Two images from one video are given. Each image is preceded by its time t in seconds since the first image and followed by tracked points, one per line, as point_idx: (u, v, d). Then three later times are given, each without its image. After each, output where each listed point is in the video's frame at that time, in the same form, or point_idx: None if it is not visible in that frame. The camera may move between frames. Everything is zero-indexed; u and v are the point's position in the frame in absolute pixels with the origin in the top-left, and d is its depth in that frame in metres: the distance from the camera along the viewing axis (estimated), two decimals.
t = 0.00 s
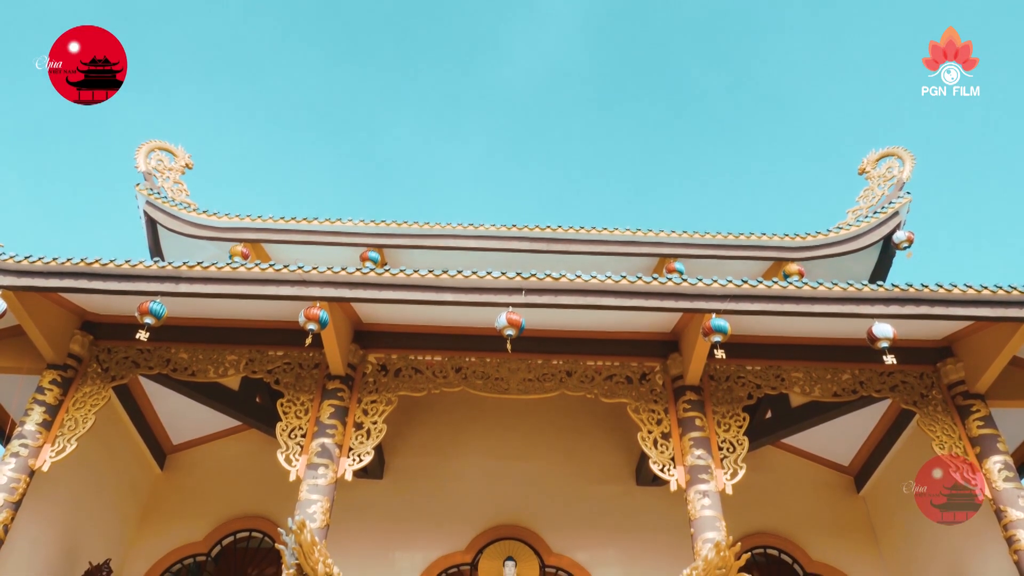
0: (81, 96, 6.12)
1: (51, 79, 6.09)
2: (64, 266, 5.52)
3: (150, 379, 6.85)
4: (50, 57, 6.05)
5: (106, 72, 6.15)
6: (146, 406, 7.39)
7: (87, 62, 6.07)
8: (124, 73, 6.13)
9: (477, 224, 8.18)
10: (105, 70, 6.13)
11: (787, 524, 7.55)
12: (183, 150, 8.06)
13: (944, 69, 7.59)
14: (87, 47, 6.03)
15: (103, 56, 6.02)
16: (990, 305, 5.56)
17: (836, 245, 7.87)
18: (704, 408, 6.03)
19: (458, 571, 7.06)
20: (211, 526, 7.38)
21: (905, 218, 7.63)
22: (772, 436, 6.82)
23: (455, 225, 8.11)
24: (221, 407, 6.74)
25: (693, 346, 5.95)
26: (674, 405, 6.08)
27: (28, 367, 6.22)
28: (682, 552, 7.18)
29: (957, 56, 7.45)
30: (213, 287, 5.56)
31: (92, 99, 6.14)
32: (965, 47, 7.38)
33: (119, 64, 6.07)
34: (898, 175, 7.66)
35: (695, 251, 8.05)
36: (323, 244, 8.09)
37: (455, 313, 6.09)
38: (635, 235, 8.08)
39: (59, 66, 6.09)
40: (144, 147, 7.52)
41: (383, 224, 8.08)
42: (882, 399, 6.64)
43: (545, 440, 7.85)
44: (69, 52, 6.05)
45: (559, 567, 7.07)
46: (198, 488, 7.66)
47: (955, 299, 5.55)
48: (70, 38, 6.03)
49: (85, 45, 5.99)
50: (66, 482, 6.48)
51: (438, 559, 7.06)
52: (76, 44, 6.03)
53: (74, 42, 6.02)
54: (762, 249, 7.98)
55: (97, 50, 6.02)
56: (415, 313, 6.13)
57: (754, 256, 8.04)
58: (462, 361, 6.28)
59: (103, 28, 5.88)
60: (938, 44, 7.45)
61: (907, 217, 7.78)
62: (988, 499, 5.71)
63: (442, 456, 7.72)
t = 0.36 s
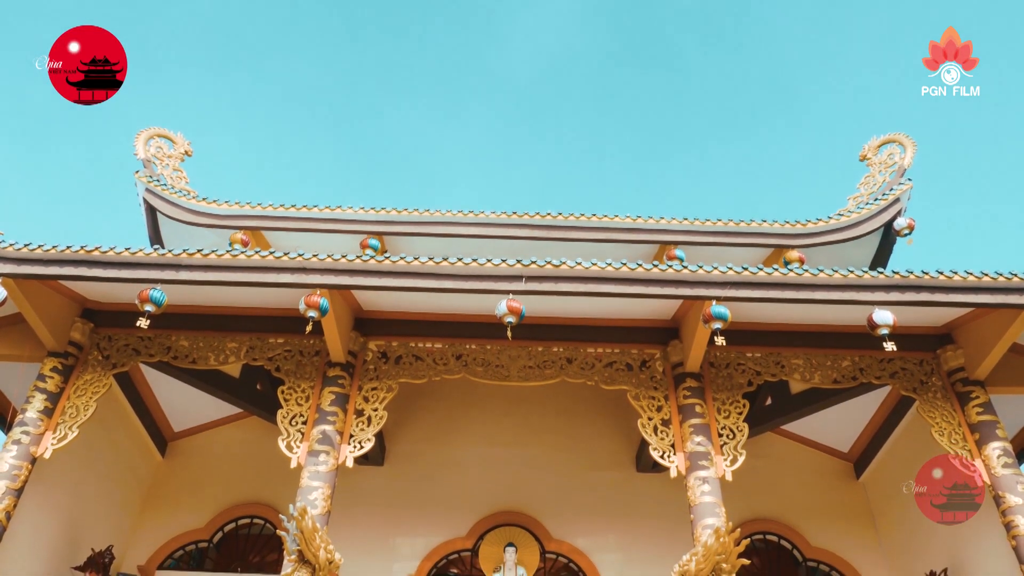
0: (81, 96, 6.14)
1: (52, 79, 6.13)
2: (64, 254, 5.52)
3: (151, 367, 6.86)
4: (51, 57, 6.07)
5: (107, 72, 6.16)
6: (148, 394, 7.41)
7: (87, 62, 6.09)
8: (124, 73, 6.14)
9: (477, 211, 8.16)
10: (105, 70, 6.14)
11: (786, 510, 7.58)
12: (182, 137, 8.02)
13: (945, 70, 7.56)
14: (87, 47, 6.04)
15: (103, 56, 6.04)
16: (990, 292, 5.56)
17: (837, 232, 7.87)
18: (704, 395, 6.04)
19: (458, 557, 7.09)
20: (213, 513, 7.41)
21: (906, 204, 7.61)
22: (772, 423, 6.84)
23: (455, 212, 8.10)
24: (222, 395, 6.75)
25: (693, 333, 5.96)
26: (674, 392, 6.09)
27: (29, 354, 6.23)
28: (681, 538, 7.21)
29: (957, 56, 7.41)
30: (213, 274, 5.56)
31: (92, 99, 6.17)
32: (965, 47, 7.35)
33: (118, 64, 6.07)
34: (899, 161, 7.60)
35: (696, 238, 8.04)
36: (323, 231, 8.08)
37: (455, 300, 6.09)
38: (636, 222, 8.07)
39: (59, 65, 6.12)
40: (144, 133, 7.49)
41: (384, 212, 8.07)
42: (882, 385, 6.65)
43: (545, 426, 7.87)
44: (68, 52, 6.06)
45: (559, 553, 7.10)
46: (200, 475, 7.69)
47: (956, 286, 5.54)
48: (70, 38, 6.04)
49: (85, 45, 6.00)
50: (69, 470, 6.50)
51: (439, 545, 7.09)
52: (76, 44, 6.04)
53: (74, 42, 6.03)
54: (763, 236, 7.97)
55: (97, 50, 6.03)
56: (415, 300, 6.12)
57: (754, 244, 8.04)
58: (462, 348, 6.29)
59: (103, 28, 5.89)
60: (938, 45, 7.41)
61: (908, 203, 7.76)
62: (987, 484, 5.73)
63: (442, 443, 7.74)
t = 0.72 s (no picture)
0: (82, 96, 6.07)
1: (51, 79, 6.04)
2: (64, 241, 5.51)
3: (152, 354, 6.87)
4: (50, 58, 5.99)
5: (106, 72, 6.10)
6: (149, 381, 7.42)
7: (87, 62, 6.02)
8: (124, 73, 6.09)
9: (478, 198, 8.14)
10: (105, 70, 6.07)
11: (785, 496, 7.63)
12: (181, 123, 7.98)
13: (944, 70, 7.51)
14: (87, 47, 5.98)
15: (103, 56, 5.98)
16: (991, 279, 5.56)
17: (837, 218, 7.86)
18: (704, 382, 6.05)
19: (458, 543, 7.13)
20: (215, 499, 7.45)
21: (907, 190, 7.59)
22: (772, 409, 6.86)
23: (455, 199, 8.08)
24: (223, 381, 6.76)
25: (693, 320, 5.97)
26: (675, 378, 6.11)
27: (30, 342, 6.24)
28: (681, 524, 7.25)
29: (957, 56, 7.38)
30: (213, 261, 5.55)
31: (92, 99, 6.08)
32: (965, 47, 7.33)
33: (119, 64, 6.02)
34: (901, 147, 7.55)
35: (696, 225, 8.03)
36: (323, 218, 8.07)
37: (456, 287, 6.09)
38: (636, 209, 8.05)
39: (58, 65, 6.03)
40: (143, 120, 7.45)
41: (384, 198, 8.05)
42: (882, 372, 6.66)
43: (545, 413, 7.90)
44: (69, 52, 6.00)
45: (559, 539, 7.14)
46: (202, 461, 7.72)
47: (956, 272, 5.54)
48: (70, 38, 5.97)
49: (86, 45, 5.94)
50: (72, 456, 6.52)
51: (439, 530, 7.13)
52: (76, 44, 5.98)
53: (74, 42, 5.97)
54: (763, 223, 7.96)
55: (97, 50, 5.97)
56: (415, 288, 6.12)
57: (755, 230, 8.03)
58: (463, 335, 6.30)
59: (104, 28, 5.84)
60: (938, 44, 7.38)
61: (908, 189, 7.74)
62: (985, 471, 5.76)
63: (442, 429, 7.76)
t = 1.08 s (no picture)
0: (82, 96, 6.04)
1: (51, 79, 6.02)
2: (64, 229, 5.50)
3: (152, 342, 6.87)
4: (50, 57, 5.97)
5: (106, 72, 6.07)
6: (150, 369, 7.43)
7: (87, 62, 6.00)
8: (124, 73, 6.06)
9: (478, 185, 8.12)
10: (105, 70, 6.04)
11: (784, 483, 7.65)
12: (180, 110, 7.94)
13: (944, 70, 7.47)
14: (87, 47, 5.95)
15: (104, 56, 5.96)
16: (992, 266, 5.55)
17: (838, 205, 7.85)
18: (704, 369, 6.06)
19: (459, 530, 7.16)
20: (216, 487, 7.47)
21: (908, 177, 7.56)
22: (772, 396, 6.86)
23: (455, 186, 8.06)
24: (223, 369, 6.77)
25: (694, 308, 5.96)
26: (675, 366, 6.11)
27: (30, 329, 6.24)
28: (681, 510, 7.28)
29: (957, 56, 7.35)
30: (213, 249, 5.54)
31: (92, 99, 6.05)
32: (965, 47, 7.29)
33: (119, 64, 6.00)
34: (902, 134, 7.51)
35: (697, 212, 8.02)
36: (323, 206, 8.05)
37: (456, 275, 6.08)
38: (637, 196, 8.03)
39: (58, 65, 6.01)
40: (141, 107, 7.41)
41: (384, 185, 8.03)
42: (882, 359, 6.67)
43: (545, 400, 7.91)
44: (68, 52, 5.97)
45: (559, 526, 7.16)
46: (203, 449, 7.74)
47: (957, 260, 5.53)
48: (70, 38, 5.95)
49: (86, 45, 5.91)
50: (73, 444, 6.53)
51: (440, 517, 7.16)
52: (76, 44, 5.95)
53: (74, 42, 5.95)
54: (764, 210, 7.95)
55: (97, 50, 5.95)
56: (415, 275, 6.11)
57: (755, 217, 8.02)
58: (463, 323, 6.30)
59: (104, 28, 5.80)
60: (938, 44, 7.34)
61: (909, 176, 7.72)
62: (984, 458, 5.77)
63: (442, 417, 7.78)
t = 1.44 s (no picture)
0: (82, 96, 6.23)
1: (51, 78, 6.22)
2: (64, 215, 5.49)
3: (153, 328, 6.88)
4: (50, 57, 6.16)
5: (106, 72, 6.25)
6: (151, 356, 7.44)
7: (87, 62, 6.19)
8: (124, 73, 6.23)
9: (478, 170, 8.10)
10: (105, 70, 6.24)
11: (784, 468, 7.68)
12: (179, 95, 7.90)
13: (944, 70, 7.49)
14: (87, 47, 6.14)
15: (103, 56, 6.14)
16: (992, 252, 5.54)
17: (839, 191, 7.84)
18: (704, 354, 6.07)
19: (460, 515, 7.19)
20: (217, 472, 7.50)
21: (909, 163, 7.54)
22: (772, 382, 6.88)
23: (455, 172, 8.04)
24: (224, 355, 6.78)
25: (694, 293, 5.97)
26: (675, 351, 6.13)
27: (31, 316, 6.25)
28: (680, 495, 7.31)
29: (957, 56, 7.36)
30: (213, 235, 5.54)
31: (91, 99, 6.24)
32: (965, 47, 7.30)
33: (118, 64, 6.17)
34: (903, 119, 7.49)
35: (697, 198, 8.00)
36: (323, 191, 8.04)
37: (455, 261, 6.08)
38: (637, 181, 8.01)
39: (59, 65, 6.21)
40: (139, 92, 7.37)
41: (384, 171, 8.01)
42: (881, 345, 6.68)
43: (545, 385, 7.93)
44: (69, 52, 6.16)
45: (559, 511, 7.20)
46: (204, 435, 7.77)
47: (957, 245, 5.53)
48: (70, 38, 6.15)
49: (85, 45, 6.10)
50: (75, 430, 6.55)
51: (441, 502, 7.19)
52: (76, 44, 6.15)
53: (74, 42, 6.14)
54: (764, 196, 7.93)
55: (97, 50, 6.13)
56: (415, 261, 6.11)
57: (756, 203, 8.00)
58: (463, 308, 6.31)
59: (103, 28, 5.99)
60: (938, 44, 7.36)
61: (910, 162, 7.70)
62: (983, 443, 5.79)
63: (443, 402, 7.80)
